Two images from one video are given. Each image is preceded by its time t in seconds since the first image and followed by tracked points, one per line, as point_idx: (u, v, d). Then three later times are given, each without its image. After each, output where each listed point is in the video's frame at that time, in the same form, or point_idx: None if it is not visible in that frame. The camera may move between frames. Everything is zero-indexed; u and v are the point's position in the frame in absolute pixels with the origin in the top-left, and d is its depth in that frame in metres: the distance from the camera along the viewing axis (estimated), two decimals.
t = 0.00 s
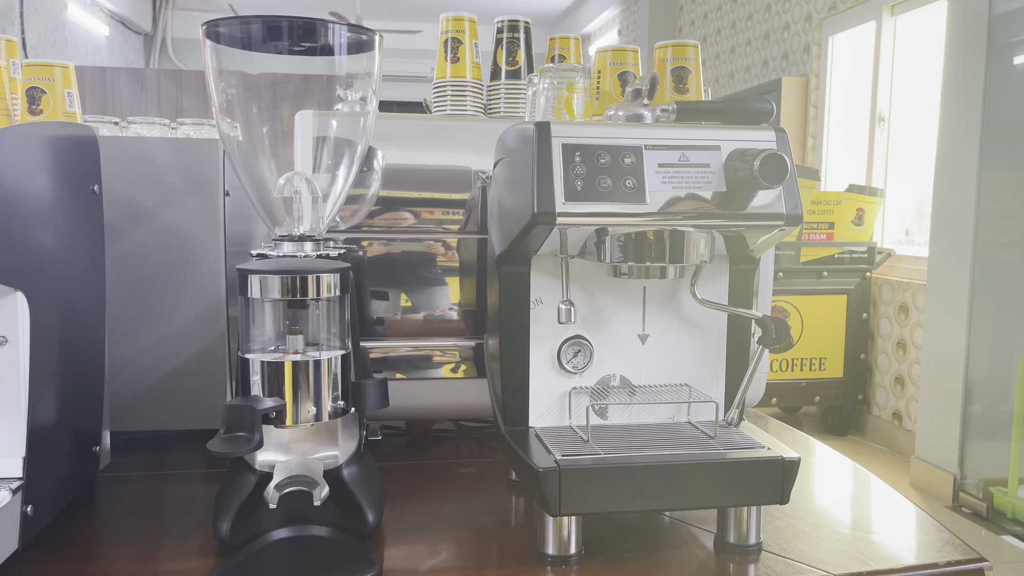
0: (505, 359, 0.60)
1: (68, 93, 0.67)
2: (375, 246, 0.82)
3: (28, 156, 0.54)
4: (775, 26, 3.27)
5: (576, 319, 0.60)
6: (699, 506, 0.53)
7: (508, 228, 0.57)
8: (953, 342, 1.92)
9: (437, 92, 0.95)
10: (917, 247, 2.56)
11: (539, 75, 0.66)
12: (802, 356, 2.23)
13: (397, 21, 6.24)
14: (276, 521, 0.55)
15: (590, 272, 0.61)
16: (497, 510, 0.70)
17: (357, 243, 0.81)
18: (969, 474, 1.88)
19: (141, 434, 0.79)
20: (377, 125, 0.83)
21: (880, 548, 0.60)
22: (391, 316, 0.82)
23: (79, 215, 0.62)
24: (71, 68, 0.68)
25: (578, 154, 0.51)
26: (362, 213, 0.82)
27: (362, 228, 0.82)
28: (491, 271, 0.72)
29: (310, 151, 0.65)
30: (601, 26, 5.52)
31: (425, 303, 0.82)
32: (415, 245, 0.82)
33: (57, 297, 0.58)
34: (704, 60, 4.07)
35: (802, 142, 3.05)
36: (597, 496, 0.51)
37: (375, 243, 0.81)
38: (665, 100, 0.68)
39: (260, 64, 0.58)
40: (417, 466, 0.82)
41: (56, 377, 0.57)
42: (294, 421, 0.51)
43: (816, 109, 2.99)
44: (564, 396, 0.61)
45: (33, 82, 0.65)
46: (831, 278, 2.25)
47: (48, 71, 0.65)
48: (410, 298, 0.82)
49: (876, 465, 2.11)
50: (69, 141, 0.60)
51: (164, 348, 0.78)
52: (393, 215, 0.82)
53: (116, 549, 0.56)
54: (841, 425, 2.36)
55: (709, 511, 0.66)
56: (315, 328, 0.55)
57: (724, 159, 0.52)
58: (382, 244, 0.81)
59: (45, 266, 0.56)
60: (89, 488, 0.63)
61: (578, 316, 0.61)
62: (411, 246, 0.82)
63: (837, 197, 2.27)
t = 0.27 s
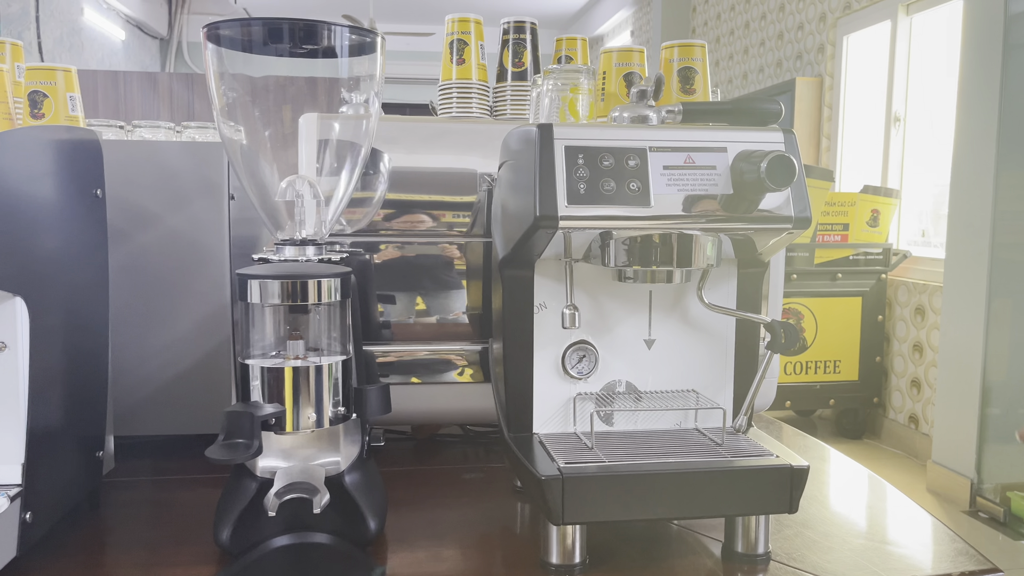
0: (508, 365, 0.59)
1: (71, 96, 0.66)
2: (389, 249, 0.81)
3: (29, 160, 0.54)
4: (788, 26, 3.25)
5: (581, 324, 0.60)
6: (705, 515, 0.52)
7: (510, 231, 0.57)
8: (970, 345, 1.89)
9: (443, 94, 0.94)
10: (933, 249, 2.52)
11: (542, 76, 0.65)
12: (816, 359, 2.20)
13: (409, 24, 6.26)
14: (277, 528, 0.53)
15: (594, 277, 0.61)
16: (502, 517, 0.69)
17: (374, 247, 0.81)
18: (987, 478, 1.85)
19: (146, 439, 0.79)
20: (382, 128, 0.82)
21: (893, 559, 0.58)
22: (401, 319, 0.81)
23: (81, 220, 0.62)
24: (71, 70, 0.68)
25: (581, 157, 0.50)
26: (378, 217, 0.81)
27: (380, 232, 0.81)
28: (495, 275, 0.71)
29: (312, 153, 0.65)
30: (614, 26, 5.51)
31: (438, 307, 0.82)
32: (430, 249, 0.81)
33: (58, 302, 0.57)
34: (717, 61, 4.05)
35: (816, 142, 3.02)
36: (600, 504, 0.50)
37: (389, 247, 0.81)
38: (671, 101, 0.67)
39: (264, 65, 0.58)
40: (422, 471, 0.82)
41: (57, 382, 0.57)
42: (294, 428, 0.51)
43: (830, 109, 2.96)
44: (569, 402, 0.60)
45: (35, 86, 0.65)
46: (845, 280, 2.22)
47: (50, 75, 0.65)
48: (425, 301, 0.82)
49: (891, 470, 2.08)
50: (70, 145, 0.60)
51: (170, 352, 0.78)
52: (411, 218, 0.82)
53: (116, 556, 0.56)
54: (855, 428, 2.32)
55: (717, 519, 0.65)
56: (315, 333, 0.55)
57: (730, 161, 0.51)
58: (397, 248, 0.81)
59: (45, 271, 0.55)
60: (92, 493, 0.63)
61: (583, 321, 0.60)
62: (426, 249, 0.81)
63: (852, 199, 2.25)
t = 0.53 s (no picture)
0: (513, 371, 0.58)
1: (74, 101, 0.65)
2: (406, 252, 0.79)
3: (31, 166, 0.54)
4: (806, 25, 3.21)
5: (587, 330, 0.58)
6: (714, 527, 0.51)
7: (515, 235, 0.55)
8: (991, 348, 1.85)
9: (451, 96, 0.94)
10: (954, 249, 2.47)
11: (547, 77, 0.64)
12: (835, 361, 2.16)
13: (424, 26, 6.29)
14: (277, 537, 0.53)
15: (600, 282, 0.59)
16: (508, 526, 0.68)
17: (392, 250, 0.79)
18: (1009, 484, 1.80)
19: (153, 444, 0.79)
20: (387, 131, 0.81)
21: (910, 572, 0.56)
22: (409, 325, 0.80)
23: (85, 225, 0.62)
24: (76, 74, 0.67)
25: (585, 159, 0.49)
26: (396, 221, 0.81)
27: (401, 235, 0.81)
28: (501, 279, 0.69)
29: (317, 159, 0.65)
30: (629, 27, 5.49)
31: (456, 310, 0.80)
32: (443, 252, 0.80)
33: (61, 307, 0.57)
34: (734, 61, 4.02)
35: (834, 142, 2.99)
36: (606, 516, 0.49)
37: (407, 250, 0.79)
38: (680, 101, 0.65)
39: (267, 67, 0.58)
40: (429, 478, 0.81)
41: (60, 389, 0.57)
42: (294, 436, 0.50)
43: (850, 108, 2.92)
44: (575, 409, 0.59)
45: (38, 91, 0.64)
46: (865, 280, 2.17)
47: (52, 79, 0.64)
48: (442, 305, 0.80)
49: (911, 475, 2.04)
50: (73, 150, 0.60)
51: (176, 357, 0.78)
52: (433, 220, 0.81)
53: (118, 563, 0.55)
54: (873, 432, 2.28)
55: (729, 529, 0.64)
56: (316, 339, 0.55)
57: (739, 163, 0.50)
58: (414, 251, 0.79)
59: (47, 276, 0.55)
60: (96, 500, 0.63)
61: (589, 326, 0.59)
62: (444, 253, 0.80)
63: (872, 198, 2.19)
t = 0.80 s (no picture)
0: (516, 376, 0.57)
1: (76, 103, 0.65)
2: (425, 254, 0.80)
3: (31, 169, 0.53)
4: (824, 22, 3.17)
5: (590, 334, 0.58)
6: (719, 534, 0.50)
7: (517, 237, 0.55)
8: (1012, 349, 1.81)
9: (457, 97, 0.93)
10: (975, 249, 2.43)
11: (549, 78, 0.63)
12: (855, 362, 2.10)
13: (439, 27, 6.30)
14: (277, 543, 0.52)
15: (604, 284, 0.58)
16: (513, 532, 0.67)
17: (412, 252, 0.80)
18: None
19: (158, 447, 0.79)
20: (392, 131, 0.79)
21: None
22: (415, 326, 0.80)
23: (88, 228, 0.62)
24: (79, 78, 0.67)
25: (586, 160, 0.48)
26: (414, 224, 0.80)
27: (423, 237, 0.81)
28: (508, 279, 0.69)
29: (318, 163, 0.65)
30: (645, 25, 5.45)
31: (472, 312, 0.81)
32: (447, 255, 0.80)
33: (63, 311, 0.57)
34: (751, 59, 3.98)
35: (853, 140, 2.95)
36: (608, 523, 0.48)
37: (426, 251, 0.80)
38: (686, 101, 0.64)
39: (267, 69, 0.58)
40: (434, 482, 0.80)
41: (62, 392, 0.57)
42: (293, 442, 0.50)
43: (870, 106, 2.89)
44: (579, 414, 0.58)
45: (40, 93, 0.64)
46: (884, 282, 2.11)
47: (54, 82, 0.64)
48: (460, 307, 0.80)
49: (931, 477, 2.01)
50: (76, 153, 0.60)
51: (181, 360, 0.78)
52: (456, 221, 0.81)
53: (118, 568, 0.55)
54: (894, 435, 2.24)
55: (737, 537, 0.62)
56: (316, 343, 0.54)
57: (745, 163, 0.49)
58: (433, 253, 0.80)
59: (48, 280, 0.55)
60: (100, 503, 0.63)
61: (593, 330, 0.58)
62: (463, 254, 0.80)
63: (890, 198, 2.15)
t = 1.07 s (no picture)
0: (522, 376, 0.57)
1: (83, 105, 0.65)
2: (442, 254, 0.80)
3: (38, 171, 0.54)
4: (843, 18, 3.14)
5: (597, 334, 0.57)
6: (727, 538, 0.49)
7: (523, 237, 0.54)
8: None
9: (465, 96, 0.92)
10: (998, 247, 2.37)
11: (556, 76, 0.63)
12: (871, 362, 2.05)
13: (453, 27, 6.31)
14: (285, 544, 0.52)
15: (612, 284, 0.58)
16: (520, 534, 0.66)
17: (430, 252, 0.79)
18: None
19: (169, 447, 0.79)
20: (399, 131, 0.79)
21: None
22: (425, 326, 0.80)
23: (98, 229, 0.62)
24: (88, 79, 0.66)
25: (592, 158, 0.47)
26: (426, 223, 0.79)
27: (440, 237, 0.80)
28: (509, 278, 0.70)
29: (325, 164, 0.64)
30: (663, 22, 5.42)
31: (489, 312, 0.80)
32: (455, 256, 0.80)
33: (73, 311, 0.57)
34: (769, 56, 3.95)
35: (871, 137, 2.91)
36: (614, 526, 0.48)
37: (444, 251, 0.79)
38: (695, 98, 0.63)
39: (272, 70, 0.58)
40: (443, 483, 0.80)
41: (72, 393, 0.57)
42: (298, 443, 0.49)
43: (889, 103, 2.85)
44: (587, 416, 0.58)
45: (48, 95, 0.64)
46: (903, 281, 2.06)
47: (62, 84, 0.64)
48: (477, 308, 0.80)
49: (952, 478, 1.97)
50: (85, 154, 0.60)
51: (191, 360, 0.78)
52: (474, 221, 0.80)
53: (126, 568, 0.55)
54: (915, 435, 2.18)
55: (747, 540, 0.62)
56: (320, 343, 0.53)
57: (753, 161, 0.48)
58: (450, 253, 0.79)
59: (57, 282, 0.55)
60: (109, 504, 0.63)
61: (600, 330, 0.58)
62: (468, 253, 0.79)
63: (910, 195, 2.09)
